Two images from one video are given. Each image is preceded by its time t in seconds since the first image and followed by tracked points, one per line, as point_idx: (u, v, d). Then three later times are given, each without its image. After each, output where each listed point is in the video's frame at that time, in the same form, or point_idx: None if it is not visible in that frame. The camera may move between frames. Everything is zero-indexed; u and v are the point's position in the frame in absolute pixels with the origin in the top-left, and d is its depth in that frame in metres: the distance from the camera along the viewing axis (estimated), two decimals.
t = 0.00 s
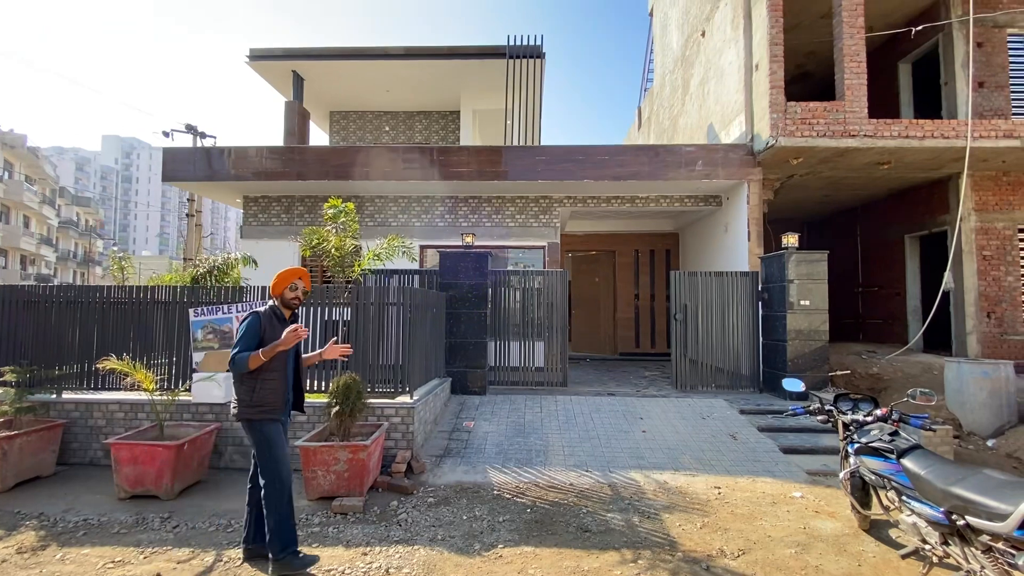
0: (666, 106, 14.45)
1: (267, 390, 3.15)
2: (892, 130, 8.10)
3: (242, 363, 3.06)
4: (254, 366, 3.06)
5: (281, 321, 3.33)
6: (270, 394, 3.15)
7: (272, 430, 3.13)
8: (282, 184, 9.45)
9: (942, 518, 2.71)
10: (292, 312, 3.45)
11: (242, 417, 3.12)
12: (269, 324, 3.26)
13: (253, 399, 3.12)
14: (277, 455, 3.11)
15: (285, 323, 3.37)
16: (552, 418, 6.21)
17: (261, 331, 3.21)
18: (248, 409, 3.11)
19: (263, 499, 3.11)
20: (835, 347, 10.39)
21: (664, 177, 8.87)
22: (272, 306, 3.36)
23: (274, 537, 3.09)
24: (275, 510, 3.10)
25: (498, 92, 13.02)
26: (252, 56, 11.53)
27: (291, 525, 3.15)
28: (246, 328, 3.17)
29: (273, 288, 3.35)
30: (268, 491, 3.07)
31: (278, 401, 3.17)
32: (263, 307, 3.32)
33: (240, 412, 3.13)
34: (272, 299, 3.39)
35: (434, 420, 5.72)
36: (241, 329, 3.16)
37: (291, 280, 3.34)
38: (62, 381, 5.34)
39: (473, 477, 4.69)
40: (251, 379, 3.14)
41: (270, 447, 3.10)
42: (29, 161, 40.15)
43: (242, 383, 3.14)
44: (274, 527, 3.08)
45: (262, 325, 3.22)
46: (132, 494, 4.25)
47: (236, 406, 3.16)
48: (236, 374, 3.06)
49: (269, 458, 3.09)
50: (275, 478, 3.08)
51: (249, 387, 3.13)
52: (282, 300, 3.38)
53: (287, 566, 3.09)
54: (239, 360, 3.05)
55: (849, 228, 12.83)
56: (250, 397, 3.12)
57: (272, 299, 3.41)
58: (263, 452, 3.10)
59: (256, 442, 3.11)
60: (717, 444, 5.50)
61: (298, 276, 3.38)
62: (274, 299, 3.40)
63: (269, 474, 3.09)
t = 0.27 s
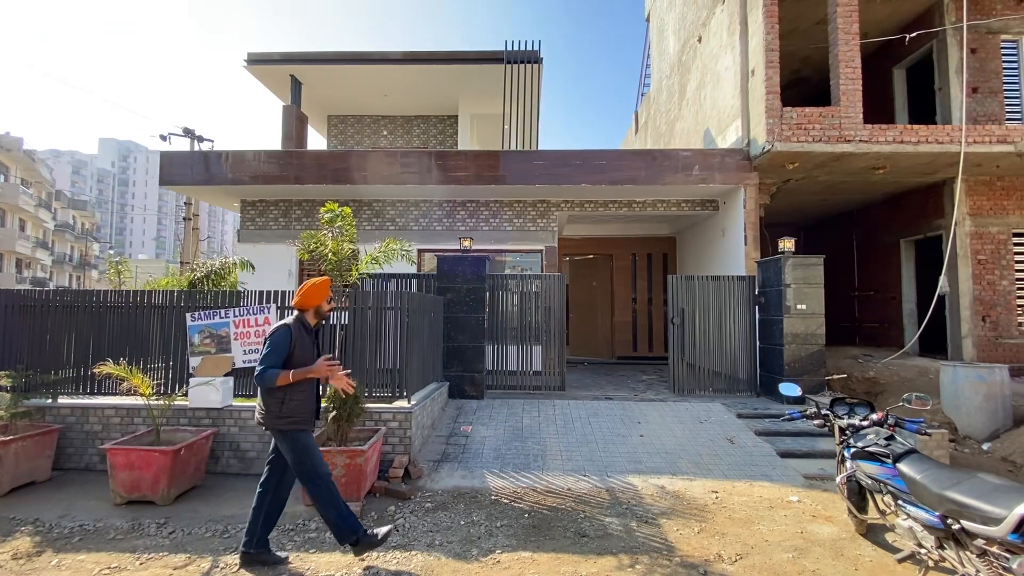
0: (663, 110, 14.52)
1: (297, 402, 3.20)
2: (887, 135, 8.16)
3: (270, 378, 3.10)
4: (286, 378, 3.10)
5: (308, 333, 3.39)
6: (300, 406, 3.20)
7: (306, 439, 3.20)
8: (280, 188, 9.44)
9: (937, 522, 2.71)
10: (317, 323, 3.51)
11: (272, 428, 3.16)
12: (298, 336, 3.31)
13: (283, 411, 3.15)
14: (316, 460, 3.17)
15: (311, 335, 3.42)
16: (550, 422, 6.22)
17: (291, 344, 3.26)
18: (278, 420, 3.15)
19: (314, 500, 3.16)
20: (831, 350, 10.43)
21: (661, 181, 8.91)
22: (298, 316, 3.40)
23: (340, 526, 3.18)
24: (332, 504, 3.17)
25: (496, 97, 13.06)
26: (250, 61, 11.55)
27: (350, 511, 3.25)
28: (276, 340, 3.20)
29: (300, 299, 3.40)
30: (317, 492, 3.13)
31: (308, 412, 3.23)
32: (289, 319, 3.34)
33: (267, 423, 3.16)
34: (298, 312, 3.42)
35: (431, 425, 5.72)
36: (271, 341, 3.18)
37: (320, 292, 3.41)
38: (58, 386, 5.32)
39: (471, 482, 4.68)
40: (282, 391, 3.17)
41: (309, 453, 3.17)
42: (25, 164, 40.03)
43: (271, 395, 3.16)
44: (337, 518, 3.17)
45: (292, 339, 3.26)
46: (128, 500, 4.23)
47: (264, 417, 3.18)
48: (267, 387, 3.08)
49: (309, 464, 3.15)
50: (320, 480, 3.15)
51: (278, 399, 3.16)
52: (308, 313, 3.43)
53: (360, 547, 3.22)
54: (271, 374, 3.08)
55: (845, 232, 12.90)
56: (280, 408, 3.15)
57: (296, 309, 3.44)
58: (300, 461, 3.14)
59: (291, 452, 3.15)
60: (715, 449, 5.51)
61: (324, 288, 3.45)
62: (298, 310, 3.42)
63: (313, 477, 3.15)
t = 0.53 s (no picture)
0: (660, 110, 14.54)
1: (346, 403, 3.22)
2: (883, 135, 8.19)
3: (323, 383, 3.12)
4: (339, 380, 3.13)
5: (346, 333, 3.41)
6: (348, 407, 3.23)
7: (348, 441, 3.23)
8: (277, 188, 9.42)
9: (933, 521, 2.73)
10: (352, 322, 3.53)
11: (320, 431, 3.17)
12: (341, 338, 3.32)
13: (334, 413, 3.16)
14: (351, 467, 3.23)
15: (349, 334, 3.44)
16: (547, 421, 6.23)
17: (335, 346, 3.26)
18: (328, 422, 3.16)
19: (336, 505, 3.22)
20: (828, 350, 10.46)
21: (659, 181, 8.92)
22: (332, 317, 3.38)
23: (348, 537, 3.21)
24: (349, 515, 3.21)
25: (493, 97, 13.06)
26: (247, 60, 11.51)
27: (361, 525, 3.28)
28: (322, 342, 3.21)
29: (329, 298, 3.37)
30: (341, 500, 3.18)
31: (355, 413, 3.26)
32: (326, 321, 3.34)
33: (314, 425, 3.16)
34: (331, 313, 3.41)
35: (429, 425, 5.72)
36: (316, 347, 3.20)
37: (350, 289, 3.41)
38: (54, 387, 5.30)
39: (469, 482, 4.68)
40: (331, 393, 3.18)
41: (349, 458, 3.22)
42: (20, 163, 39.83)
43: (321, 398, 3.17)
44: (350, 528, 3.21)
45: (336, 340, 3.27)
46: (125, 501, 4.22)
47: (311, 420, 3.18)
48: (320, 390, 3.09)
49: (346, 469, 3.20)
50: (349, 487, 3.20)
51: (329, 402, 3.17)
52: (343, 313, 3.44)
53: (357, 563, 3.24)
54: (322, 378, 3.11)
55: (841, 232, 12.94)
56: (331, 411, 3.16)
57: (325, 308, 3.40)
58: (341, 463, 3.20)
59: (332, 454, 3.20)
60: (712, 448, 5.53)
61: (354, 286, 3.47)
62: (331, 311, 3.41)
63: (343, 482, 3.20)
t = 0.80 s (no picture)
0: (658, 105, 14.50)
1: (377, 392, 3.34)
2: (881, 130, 8.19)
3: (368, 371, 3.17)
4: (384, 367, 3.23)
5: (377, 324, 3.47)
6: (379, 397, 3.35)
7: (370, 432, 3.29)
8: (273, 183, 9.37)
9: (929, 513, 2.74)
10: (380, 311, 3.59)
11: (352, 420, 3.24)
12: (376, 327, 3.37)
13: (368, 403, 3.27)
14: (363, 460, 3.24)
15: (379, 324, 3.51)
16: (545, 416, 6.24)
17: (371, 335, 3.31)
18: (361, 412, 3.25)
19: (346, 495, 3.28)
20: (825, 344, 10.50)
21: (657, 176, 8.91)
22: (360, 308, 3.44)
23: (349, 529, 3.25)
24: (354, 507, 3.24)
25: (491, 91, 12.99)
26: (242, 54, 11.43)
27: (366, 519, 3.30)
28: (359, 332, 3.23)
29: (355, 289, 3.43)
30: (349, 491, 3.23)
31: (384, 403, 3.38)
32: (358, 312, 3.39)
33: (342, 416, 3.24)
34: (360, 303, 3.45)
35: (427, 419, 5.72)
36: (355, 335, 3.20)
37: (374, 281, 3.46)
38: (50, 382, 5.28)
39: (467, 476, 4.69)
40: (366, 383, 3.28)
41: (363, 451, 3.24)
42: (14, 159, 39.56)
43: (356, 388, 3.25)
44: (352, 519, 3.25)
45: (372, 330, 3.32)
46: (123, 496, 4.21)
47: (339, 409, 3.25)
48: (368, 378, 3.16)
49: (356, 462, 3.22)
50: (356, 481, 3.22)
51: (363, 392, 3.26)
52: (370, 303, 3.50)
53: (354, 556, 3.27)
54: (372, 364, 3.16)
55: (839, 227, 12.96)
56: (365, 401, 3.26)
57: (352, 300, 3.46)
58: (352, 454, 3.23)
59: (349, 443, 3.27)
60: (709, 442, 5.54)
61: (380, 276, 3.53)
62: (359, 302, 3.46)
63: (352, 474, 3.23)
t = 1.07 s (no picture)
0: (656, 95, 14.43)
1: (389, 383, 3.30)
2: (879, 120, 8.16)
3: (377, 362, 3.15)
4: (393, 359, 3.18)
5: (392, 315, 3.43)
6: (390, 389, 3.30)
7: (378, 423, 3.28)
8: (268, 175, 9.30)
9: (924, 501, 2.76)
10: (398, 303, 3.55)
11: (362, 410, 3.25)
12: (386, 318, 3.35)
13: (377, 394, 3.25)
14: (368, 450, 3.23)
15: (394, 315, 3.47)
16: (542, 407, 6.26)
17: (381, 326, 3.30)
18: (369, 402, 3.24)
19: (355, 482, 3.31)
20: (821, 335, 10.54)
21: (654, 167, 8.87)
22: (378, 298, 3.43)
23: (350, 518, 3.27)
24: (357, 497, 3.26)
25: (488, 81, 12.89)
26: (236, 43, 11.30)
27: (369, 510, 3.29)
28: (368, 322, 3.24)
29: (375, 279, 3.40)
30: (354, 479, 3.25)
31: (396, 395, 3.32)
32: (373, 302, 3.39)
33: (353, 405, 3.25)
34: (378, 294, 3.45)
35: (425, 410, 5.73)
36: (364, 326, 3.23)
37: (392, 271, 3.41)
38: (47, 375, 5.26)
39: (464, 467, 4.70)
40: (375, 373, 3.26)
41: (367, 441, 3.24)
42: (7, 151, 39.21)
43: (365, 377, 3.25)
44: (353, 508, 3.27)
45: (382, 321, 3.31)
46: (121, 488, 4.21)
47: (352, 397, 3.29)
48: (375, 369, 3.14)
49: (360, 451, 3.24)
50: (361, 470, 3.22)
51: (373, 382, 3.25)
52: (388, 294, 3.46)
53: (354, 545, 3.29)
54: (379, 356, 3.14)
55: (836, 218, 12.96)
56: (374, 392, 3.24)
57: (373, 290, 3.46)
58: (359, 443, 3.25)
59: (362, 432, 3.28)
60: (706, 432, 5.57)
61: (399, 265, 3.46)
62: (378, 292, 3.44)
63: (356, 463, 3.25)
